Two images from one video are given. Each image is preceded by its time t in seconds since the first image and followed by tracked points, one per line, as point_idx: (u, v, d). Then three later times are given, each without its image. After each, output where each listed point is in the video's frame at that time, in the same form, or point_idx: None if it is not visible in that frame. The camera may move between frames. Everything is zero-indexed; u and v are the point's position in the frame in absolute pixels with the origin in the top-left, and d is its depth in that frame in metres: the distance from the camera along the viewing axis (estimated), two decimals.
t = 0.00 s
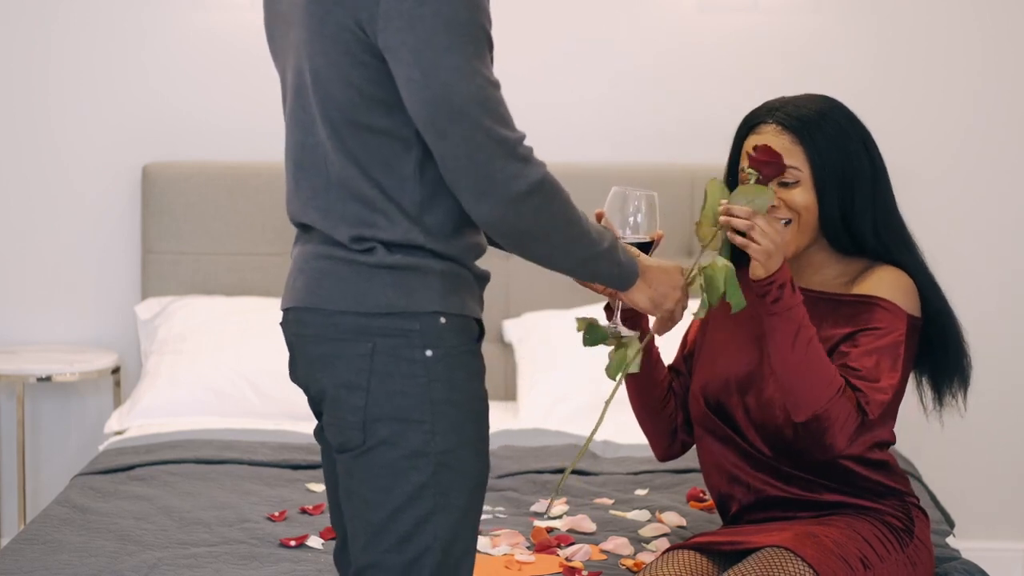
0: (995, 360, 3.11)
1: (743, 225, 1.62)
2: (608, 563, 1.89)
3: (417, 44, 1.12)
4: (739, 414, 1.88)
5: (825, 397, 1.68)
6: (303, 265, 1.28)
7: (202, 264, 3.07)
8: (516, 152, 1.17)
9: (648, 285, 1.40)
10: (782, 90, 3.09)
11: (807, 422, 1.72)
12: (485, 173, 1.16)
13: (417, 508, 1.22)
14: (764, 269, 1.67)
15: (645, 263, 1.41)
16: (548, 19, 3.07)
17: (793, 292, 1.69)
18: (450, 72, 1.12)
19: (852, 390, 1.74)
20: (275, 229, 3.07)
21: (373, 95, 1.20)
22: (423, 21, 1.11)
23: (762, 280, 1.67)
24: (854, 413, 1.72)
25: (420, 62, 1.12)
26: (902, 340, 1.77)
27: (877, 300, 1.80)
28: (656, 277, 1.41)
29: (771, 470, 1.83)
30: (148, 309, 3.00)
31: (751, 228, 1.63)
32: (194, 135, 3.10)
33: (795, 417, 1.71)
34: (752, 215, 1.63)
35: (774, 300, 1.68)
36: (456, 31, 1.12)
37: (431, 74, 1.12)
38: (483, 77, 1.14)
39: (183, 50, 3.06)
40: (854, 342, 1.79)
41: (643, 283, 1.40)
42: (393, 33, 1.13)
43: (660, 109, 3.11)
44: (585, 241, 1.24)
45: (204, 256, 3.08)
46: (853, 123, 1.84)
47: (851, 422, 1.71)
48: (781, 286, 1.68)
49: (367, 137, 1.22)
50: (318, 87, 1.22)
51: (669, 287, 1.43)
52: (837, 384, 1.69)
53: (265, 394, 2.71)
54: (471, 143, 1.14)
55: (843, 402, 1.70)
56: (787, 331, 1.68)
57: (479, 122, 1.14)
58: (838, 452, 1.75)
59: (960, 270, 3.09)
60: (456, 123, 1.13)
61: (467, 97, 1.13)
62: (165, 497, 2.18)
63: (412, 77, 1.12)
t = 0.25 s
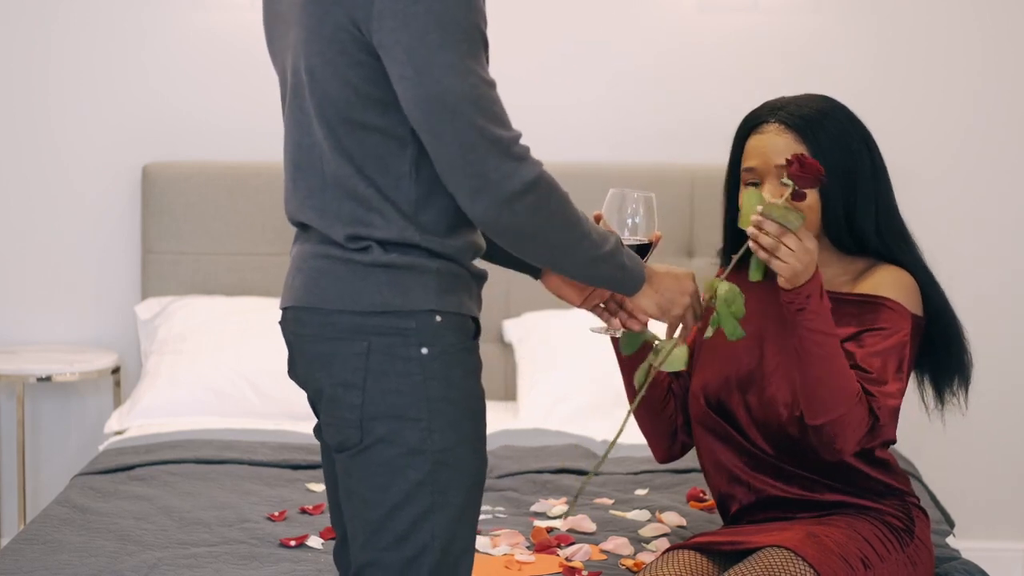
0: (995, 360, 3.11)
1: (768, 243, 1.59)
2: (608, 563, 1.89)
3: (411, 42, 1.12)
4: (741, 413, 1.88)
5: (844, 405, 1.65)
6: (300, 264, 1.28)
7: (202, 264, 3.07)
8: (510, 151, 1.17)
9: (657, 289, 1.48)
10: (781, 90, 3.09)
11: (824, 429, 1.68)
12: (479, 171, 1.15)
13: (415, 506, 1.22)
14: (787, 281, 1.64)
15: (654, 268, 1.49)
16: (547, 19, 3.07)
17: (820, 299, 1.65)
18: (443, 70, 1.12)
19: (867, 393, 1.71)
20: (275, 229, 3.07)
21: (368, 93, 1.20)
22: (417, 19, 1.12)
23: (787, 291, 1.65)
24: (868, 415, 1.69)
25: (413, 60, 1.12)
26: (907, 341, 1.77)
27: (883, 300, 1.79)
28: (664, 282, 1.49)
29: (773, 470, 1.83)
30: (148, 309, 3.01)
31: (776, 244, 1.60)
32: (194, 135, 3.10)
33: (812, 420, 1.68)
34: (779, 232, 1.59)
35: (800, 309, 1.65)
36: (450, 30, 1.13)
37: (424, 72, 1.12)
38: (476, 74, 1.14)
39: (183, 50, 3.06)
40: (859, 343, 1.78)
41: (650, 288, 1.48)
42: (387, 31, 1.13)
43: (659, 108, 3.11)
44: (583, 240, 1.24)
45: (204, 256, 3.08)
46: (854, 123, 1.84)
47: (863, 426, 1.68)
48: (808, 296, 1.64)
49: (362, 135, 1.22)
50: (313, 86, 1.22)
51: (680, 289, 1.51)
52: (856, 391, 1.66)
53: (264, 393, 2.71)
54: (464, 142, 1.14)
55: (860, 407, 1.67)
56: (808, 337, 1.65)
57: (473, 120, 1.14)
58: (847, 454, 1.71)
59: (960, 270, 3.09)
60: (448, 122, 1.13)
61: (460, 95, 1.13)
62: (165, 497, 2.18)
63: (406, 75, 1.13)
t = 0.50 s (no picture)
0: (994, 360, 3.11)
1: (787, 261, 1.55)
2: (607, 563, 1.89)
3: (406, 40, 1.12)
4: (740, 412, 1.88)
5: (857, 415, 1.63)
6: (300, 263, 1.28)
7: (202, 264, 3.07)
8: (502, 152, 1.17)
9: (654, 299, 1.38)
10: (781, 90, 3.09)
11: (836, 436, 1.66)
12: (470, 170, 1.15)
13: (414, 505, 1.22)
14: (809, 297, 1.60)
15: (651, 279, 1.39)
16: (548, 19, 3.07)
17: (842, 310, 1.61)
18: (437, 68, 1.13)
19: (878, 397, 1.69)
20: (276, 229, 3.07)
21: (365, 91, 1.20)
22: (411, 17, 1.12)
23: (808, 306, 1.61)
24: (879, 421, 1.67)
25: (408, 57, 1.12)
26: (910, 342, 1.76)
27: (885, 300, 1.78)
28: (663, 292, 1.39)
29: (773, 470, 1.83)
30: (148, 309, 3.01)
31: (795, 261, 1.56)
32: (194, 135, 3.10)
33: (824, 428, 1.66)
34: (799, 251, 1.55)
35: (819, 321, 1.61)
36: (445, 29, 1.13)
37: (421, 72, 1.12)
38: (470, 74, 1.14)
39: (183, 50, 3.06)
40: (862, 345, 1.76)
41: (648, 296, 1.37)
42: (384, 28, 1.14)
43: (659, 109, 3.11)
44: (576, 244, 1.24)
45: (204, 256, 3.08)
46: (855, 123, 1.84)
47: (874, 433, 1.66)
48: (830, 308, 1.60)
49: (359, 133, 1.22)
50: (311, 85, 1.22)
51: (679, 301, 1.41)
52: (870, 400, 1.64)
53: (264, 394, 2.71)
54: (457, 141, 1.14)
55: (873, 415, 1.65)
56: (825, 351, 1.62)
57: (467, 119, 1.14)
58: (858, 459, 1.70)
59: (960, 270, 3.09)
60: (440, 119, 1.13)
61: (455, 94, 1.13)
62: (164, 497, 2.18)
63: (403, 73, 1.13)
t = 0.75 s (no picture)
0: (993, 360, 3.11)
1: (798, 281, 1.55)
2: (607, 563, 1.89)
3: (401, 32, 1.13)
4: (741, 412, 1.89)
5: (870, 426, 1.62)
6: (302, 263, 1.28)
7: (202, 264, 3.07)
8: (484, 153, 1.15)
9: (629, 329, 1.29)
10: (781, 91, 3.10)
11: (848, 448, 1.65)
12: (449, 168, 1.13)
13: (418, 502, 1.22)
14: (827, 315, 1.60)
15: (628, 309, 1.30)
16: (547, 19, 3.07)
17: (862, 325, 1.59)
18: (430, 63, 1.12)
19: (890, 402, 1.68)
20: (275, 229, 3.07)
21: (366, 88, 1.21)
22: (407, 10, 1.13)
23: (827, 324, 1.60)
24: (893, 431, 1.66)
25: (401, 52, 1.12)
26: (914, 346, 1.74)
27: (889, 305, 1.77)
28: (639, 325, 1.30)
29: (774, 470, 1.83)
30: (147, 309, 3.01)
31: (807, 281, 1.56)
32: (193, 135, 3.10)
33: (836, 438, 1.65)
34: (809, 271, 1.54)
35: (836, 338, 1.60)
36: (442, 24, 1.13)
37: (416, 65, 1.12)
38: (464, 69, 1.14)
39: (183, 50, 3.06)
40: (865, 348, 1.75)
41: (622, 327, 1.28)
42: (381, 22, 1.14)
43: (658, 109, 3.11)
44: (555, 256, 1.21)
45: (204, 256, 3.08)
46: (857, 122, 1.86)
47: (888, 443, 1.66)
48: (850, 325, 1.58)
49: (362, 132, 1.22)
50: (312, 82, 1.22)
51: (655, 335, 1.31)
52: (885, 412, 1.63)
53: (264, 394, 2.71)
54: (440, 133, 1.13)
55: (888, 426, 1.64)
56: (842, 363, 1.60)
57: (451, 112, 1.13)
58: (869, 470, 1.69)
59: (959, 270, 3.09)
60: (424, 114, 1.13)
61: (446, 88, 1.13)
62: (164, 497, 2.18)
63: (397, 67, 1.13)
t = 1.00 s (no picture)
0: (992, 361, 3.12)
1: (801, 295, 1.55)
2: (606, 563, 1.89)
3: (399, 27, 1.13)
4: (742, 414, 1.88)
5: (878, 434, 1.63)
6: (306, 263, 1.28)
7: (201, 264, 3.07)
8: (466, 150, 1.14)
9: (584, 364, 1.21)
10: (780, 91, 3.10)
11: (855, 456, 1.66)
12: (427, 159, 1.13)
13: (425, 499, 1.23)
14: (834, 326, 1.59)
15: (589, 350, 1.23)
16: (547, 19, 3.07)
17: (870, 333, 1.59)
18: (426, 58, 1.13)
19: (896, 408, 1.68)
20: (275, 229, 3.07)
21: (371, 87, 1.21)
22: (406, 5, 1.13)
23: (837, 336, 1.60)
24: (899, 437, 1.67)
25: (398, 46, 1.13)
26: (915, 350, 1.74)
27: (894, 309, 1.76)
28: (597, 365, 1.22)
29: (774, 471, 1.83)
30: (146, 309, 3.01)
31: (811, 294, 1.55)
32: (193, 135, 3.10)
33: (845, 447, 1.65)
34: (812, 283, 1.54)
35: (842, 347, 1.60)
36: (442, 19, 1.14)
37: (411, 57, 1.13)
38: (460, 66, 1.15)
39: (183, 50, 3.06)
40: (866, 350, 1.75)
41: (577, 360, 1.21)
42: (381, 17, 1.14)
43: (658, 109, 3.12)
44: (524, 272, 1.18)
45: (203, 256, 3.08)
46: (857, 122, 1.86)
47: (895, 451, 1.66)
48: (858, 336, 1.58)
49: (365, 129, 1.22)
50: (315, 80, 1.22)
51: (610, 379, 1.22)
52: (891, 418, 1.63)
53: (263, 394, 2.71)
54: (424, 125, 1.13)
55: (895, 434, 1.65)
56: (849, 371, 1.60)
57: (441, 107, 1.13)
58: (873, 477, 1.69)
59: (958, 270, 3.10)
60: (410, 104, 1.13)
61: (439, 82, 1.13)
62: (163, 497, 2.18)
63: (392, 60, 1.13)
